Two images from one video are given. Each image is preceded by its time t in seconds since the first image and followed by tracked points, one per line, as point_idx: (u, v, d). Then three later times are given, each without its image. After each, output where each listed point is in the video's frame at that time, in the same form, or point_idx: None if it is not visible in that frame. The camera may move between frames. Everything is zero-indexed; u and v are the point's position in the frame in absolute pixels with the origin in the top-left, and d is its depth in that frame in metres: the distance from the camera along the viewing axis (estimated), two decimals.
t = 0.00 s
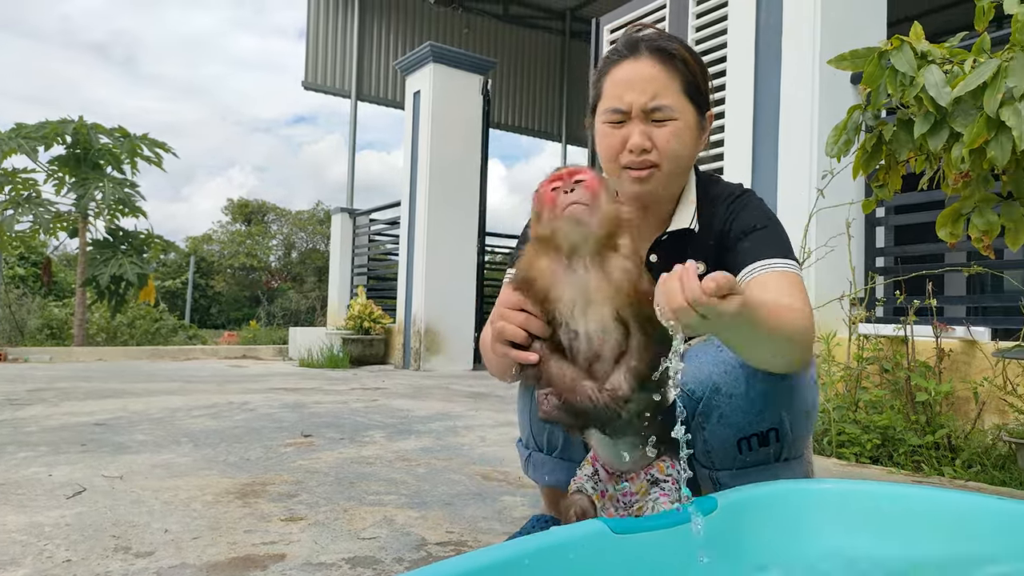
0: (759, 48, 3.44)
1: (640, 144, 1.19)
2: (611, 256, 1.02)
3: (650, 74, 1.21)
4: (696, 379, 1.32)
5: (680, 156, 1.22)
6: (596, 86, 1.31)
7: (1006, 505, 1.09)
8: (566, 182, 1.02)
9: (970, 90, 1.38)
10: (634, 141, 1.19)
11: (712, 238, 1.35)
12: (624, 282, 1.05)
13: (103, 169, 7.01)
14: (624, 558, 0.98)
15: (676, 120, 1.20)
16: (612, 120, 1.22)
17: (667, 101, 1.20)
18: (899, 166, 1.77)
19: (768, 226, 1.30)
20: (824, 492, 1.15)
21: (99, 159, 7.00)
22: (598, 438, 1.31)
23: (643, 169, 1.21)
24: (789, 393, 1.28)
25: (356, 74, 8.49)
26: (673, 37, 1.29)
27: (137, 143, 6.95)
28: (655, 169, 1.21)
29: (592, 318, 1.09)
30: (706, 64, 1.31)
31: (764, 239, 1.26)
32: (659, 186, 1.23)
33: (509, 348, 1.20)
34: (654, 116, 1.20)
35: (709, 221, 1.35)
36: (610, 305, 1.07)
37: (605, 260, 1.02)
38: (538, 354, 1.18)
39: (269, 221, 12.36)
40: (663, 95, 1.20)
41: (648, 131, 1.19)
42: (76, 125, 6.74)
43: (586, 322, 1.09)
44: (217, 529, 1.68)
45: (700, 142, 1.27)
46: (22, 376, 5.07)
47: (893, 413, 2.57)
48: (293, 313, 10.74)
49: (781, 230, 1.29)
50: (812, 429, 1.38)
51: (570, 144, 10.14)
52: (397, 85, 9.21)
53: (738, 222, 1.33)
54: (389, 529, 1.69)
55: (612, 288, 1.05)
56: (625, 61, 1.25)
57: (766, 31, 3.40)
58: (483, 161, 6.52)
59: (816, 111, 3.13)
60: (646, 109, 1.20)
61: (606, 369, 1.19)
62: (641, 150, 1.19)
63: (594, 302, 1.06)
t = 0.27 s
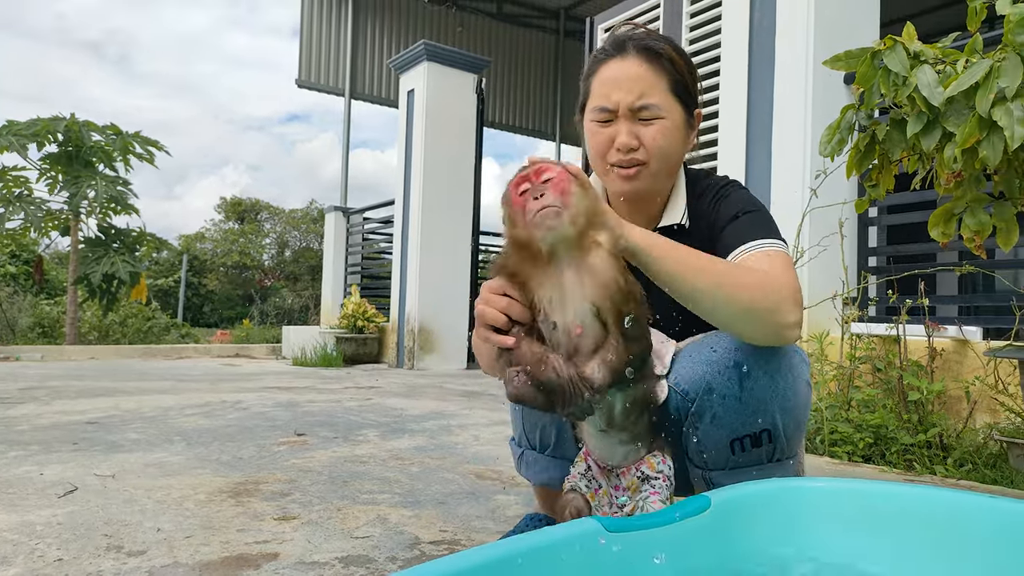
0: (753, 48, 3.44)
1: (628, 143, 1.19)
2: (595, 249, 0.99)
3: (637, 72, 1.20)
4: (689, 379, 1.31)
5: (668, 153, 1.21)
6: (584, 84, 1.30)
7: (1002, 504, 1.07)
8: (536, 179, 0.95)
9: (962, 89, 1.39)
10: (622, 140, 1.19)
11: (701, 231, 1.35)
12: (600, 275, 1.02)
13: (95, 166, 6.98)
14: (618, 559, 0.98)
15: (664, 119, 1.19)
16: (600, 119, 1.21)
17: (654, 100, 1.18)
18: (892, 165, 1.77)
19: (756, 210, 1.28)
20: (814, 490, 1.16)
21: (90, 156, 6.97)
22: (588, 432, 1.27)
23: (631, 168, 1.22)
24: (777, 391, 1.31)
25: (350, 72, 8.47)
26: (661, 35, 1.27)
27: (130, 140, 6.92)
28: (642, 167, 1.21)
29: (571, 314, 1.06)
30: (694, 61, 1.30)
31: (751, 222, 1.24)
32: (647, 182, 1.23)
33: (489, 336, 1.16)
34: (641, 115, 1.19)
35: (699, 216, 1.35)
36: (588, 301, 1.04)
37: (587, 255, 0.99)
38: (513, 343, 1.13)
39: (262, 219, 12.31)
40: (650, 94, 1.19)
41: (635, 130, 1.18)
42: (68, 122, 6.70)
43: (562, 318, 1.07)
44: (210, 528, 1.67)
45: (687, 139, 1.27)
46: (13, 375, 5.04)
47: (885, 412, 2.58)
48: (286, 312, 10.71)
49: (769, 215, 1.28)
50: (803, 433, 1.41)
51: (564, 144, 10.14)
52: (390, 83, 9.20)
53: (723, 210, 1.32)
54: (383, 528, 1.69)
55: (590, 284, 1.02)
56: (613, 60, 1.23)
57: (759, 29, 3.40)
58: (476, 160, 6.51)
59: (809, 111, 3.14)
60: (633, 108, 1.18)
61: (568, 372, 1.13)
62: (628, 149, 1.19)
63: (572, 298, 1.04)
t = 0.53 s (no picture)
0: (751, 50, 3.45)
1: (614, 151, 1.20)
2: (551, 277, 1.08)
3: (622, 80, 1.21)
4: (685, 380, 1.38)
5: (655, 159, 1.23)
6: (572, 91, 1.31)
7: (1001, 505, 1.08)
8: (484, 210, 1.10)
9: (961, 91, 1.39)
10: (608, 148, 1.20)
11: (700, 236, 1.34)
12: (562, 301, 1.07)
13: (94, 168, 6.98)
14: (615, 559, 0.98)
15: (650, 125, 1.20)
16: (586, 127, 1.22)
17: (639, 107, 1.20)
18: (891, 167, 1.78)
19: (759, 221, 1.31)
20: (813, 491, 1.15)
21: (90, 158, 6.97)
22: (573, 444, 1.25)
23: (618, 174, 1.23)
24: (773, 392, 1.30)
25: (349, 74, 8.47)
26: (646, 41, 1.27)
27: (129, 142, 6.91)
28: (629, 173, 1.22)
29: (542, 335, 1.11)
30: (678, 64, 1.31)
31: (759, 236, 1.26)
32: (636, 188, 1.25)
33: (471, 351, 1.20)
34: (626, 123, 1.20)
35: (695, 221, 1.34)
36: (554, 324, 1.08)
37: (539, 278, 1.09)
38: (496, 354, 1.15)
39: (261, 221, 12.31)
40: (635, 101, 1.20)
41: (621, 138, 1.20)
42: (67, 124, 6.70)
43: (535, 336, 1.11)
44: (209, 530, 1.67)
45: (675, 143, 1.28)
46: (12, 376, 5.04)
47: (884, 414, 2.58)
48: (285, 314, 10.69)
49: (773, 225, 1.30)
50: (800, 432, 1.39)
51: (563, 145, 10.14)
52: (389, 85, 9.19)
53: (726, 220, 1.32)
54: (382, 530, 1.69)
55: (552, 309, 1.08)
56: (597, 67, 1.24)
57: (758, 31, 3.41)
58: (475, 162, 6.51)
59: (807, 113, 3.14)
60: (618, 116, 1.20)
61: (537, 393, 1.08)
62: (615, 157, 1.21)
63: (541, 321, 1.10)
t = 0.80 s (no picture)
0: (750, 50, 3.45)
1: (613, 160, 1.20)
2: (547, 272, 1.06)
3: (621, 88, 1.19)
4: (684, 380, 1.34)
5: (653, 167, 1.23)
6: (568, 94, 1.30)
7: (1000, 505, 1.07)
8: (473, 211, 1.08)
9: (959, 92, 1.40)
10: (606, 158, 1.20)
11: (690, 232, 1.35)
12: (559, 296, 1.05)
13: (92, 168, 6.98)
14: (615, 559, 0.98)
15: (649, 135, 1.20)
16: (584, 135, 1.21)
17: (638, 116, 1.19)
18: (889, 167, 1.78)
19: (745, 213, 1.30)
20: (809, 491, 1.15)
21: (88, 157, 6.97)
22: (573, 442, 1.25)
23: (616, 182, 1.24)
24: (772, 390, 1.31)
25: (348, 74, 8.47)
26: (645, 45, 1.26)
27: (127, 141, 6.90)
28: (627, 182, 1.23)
29: (544, 331, 1.08)
30: (677, 67, 1.30)
31: (744, 226, 1.26)
32: (633, 196, 1.26)
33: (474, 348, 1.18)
34: (626, 132, 1.20)
35: (687, 219, 1.35)
36: (556, 320, 1.05)
37: (536, 274, 1.06)
38: (500, 342, 1.15)
39: (260, 221, 12.30)
40: (635, 109, 1.19)
41: (620, 147, 1.20)
42: (65, 123, 6.70)
43: (538, 332, 1.08)
44: (208, 530, 1.67)
45: (673, 149, 1.28)
46: (10, 376, 5.03)
47: (882, 413, 2.59)
48: (284, 313, 10.69)
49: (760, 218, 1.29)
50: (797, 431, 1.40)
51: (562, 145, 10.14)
52: (388, 84, 9.19)
53: (711, 214, 1.33)
54: (381, 529, 1.69)
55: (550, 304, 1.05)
56: (595, 74, 1.22)
57: (757, 30, 3.41)
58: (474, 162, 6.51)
59: (806, 114, 3.15)
60: (617, 125, 1.19)
61: (549, 383, 1.07)
62: (614, 166, 1.21)
63: (542, 316, 1.07)
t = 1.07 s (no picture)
0: (748, 49, 3.45)
1: (615, 166, 1.20)
2: (527, 257, 1.07)
3: (625, 94, 1.18)
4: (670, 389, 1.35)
5: (655, 172, 1.23)
6: (567, 95, 1.28)
7: (998, 504, 1.07)
8: (473, 187, 1.10)
9: (958, 91, 1.39)
10: (608, 163, 1.20)
11: (696, 243, 1.36)
12: (535, 282, 1.05)
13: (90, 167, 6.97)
14: (612, 558, 0.98)
15: (651, 141, 1.20)
16: (585, 138, 1.20)
17: (642, 122, 1.18)
18: (887, 167, 1.78)
19: (758, 233, 1.32)
20: (811, 489, 1.16)
21: (86, 157, 6.96)
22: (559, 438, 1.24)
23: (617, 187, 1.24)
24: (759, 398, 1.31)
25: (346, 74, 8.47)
26: (648, 48, 1.24)
27: (125, 141, 6.89)
28: (628, 187, 1.23)
29: (518, 320, 1.08)
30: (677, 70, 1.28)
31: (763, 251, 1.28)
32: (632, 201, 1.26)
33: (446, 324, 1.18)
34: (629, 138, 1.19)
35: (690, 227, 1.35)
36: (530, 307, 1.06)
37: (517, 258, 1.07)
38: (478, 331, 1.15)
39: (259, 220, 12.30)
40: (638, 116, 1.18)
41: (622, 153, 1.20)
42: (63, 123, 6.69)
43: (510, 318, 1.09)
44: (206, 530, 1.66)
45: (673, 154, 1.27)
46: (8, 376, 5.02)
47: (880, 413, 2.59)
48: (282, 313, 10.69)
49: (772, 232, 1.32)
50: (788, 434, 1.40)
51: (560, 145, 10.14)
52: (386, 84, 9.19)
53: (722, 231, 1.34)
54: (379, 529, 1.69)
55: (525, 290, 1.06)
56: (598, 77, 1.20)
57: (755, 30, 3.41)
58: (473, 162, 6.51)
59: (804, 114, 3.15)
60: (621, 131, 1.18)
61: (516, 365, 1.05)
62: (615, 171, 1.21)
63: (516, 303, 1.07)
